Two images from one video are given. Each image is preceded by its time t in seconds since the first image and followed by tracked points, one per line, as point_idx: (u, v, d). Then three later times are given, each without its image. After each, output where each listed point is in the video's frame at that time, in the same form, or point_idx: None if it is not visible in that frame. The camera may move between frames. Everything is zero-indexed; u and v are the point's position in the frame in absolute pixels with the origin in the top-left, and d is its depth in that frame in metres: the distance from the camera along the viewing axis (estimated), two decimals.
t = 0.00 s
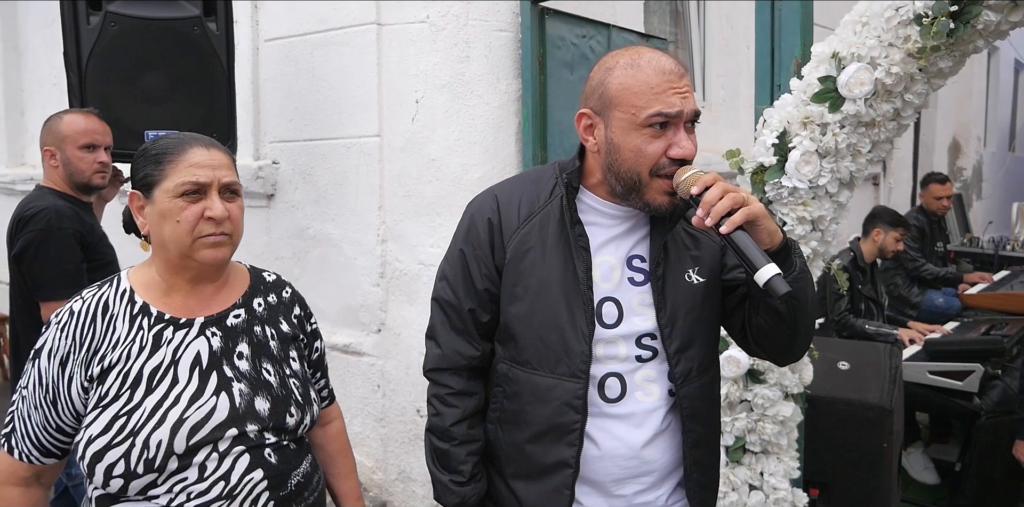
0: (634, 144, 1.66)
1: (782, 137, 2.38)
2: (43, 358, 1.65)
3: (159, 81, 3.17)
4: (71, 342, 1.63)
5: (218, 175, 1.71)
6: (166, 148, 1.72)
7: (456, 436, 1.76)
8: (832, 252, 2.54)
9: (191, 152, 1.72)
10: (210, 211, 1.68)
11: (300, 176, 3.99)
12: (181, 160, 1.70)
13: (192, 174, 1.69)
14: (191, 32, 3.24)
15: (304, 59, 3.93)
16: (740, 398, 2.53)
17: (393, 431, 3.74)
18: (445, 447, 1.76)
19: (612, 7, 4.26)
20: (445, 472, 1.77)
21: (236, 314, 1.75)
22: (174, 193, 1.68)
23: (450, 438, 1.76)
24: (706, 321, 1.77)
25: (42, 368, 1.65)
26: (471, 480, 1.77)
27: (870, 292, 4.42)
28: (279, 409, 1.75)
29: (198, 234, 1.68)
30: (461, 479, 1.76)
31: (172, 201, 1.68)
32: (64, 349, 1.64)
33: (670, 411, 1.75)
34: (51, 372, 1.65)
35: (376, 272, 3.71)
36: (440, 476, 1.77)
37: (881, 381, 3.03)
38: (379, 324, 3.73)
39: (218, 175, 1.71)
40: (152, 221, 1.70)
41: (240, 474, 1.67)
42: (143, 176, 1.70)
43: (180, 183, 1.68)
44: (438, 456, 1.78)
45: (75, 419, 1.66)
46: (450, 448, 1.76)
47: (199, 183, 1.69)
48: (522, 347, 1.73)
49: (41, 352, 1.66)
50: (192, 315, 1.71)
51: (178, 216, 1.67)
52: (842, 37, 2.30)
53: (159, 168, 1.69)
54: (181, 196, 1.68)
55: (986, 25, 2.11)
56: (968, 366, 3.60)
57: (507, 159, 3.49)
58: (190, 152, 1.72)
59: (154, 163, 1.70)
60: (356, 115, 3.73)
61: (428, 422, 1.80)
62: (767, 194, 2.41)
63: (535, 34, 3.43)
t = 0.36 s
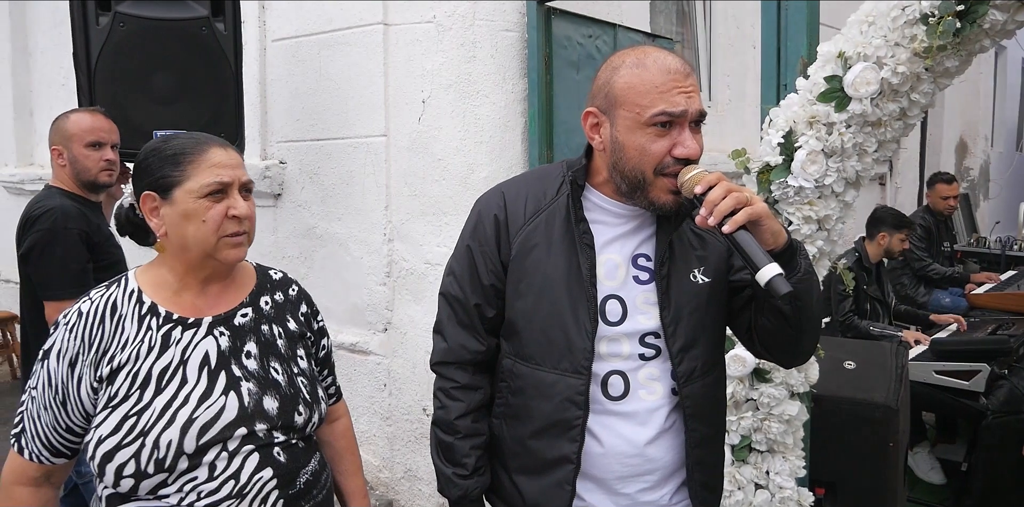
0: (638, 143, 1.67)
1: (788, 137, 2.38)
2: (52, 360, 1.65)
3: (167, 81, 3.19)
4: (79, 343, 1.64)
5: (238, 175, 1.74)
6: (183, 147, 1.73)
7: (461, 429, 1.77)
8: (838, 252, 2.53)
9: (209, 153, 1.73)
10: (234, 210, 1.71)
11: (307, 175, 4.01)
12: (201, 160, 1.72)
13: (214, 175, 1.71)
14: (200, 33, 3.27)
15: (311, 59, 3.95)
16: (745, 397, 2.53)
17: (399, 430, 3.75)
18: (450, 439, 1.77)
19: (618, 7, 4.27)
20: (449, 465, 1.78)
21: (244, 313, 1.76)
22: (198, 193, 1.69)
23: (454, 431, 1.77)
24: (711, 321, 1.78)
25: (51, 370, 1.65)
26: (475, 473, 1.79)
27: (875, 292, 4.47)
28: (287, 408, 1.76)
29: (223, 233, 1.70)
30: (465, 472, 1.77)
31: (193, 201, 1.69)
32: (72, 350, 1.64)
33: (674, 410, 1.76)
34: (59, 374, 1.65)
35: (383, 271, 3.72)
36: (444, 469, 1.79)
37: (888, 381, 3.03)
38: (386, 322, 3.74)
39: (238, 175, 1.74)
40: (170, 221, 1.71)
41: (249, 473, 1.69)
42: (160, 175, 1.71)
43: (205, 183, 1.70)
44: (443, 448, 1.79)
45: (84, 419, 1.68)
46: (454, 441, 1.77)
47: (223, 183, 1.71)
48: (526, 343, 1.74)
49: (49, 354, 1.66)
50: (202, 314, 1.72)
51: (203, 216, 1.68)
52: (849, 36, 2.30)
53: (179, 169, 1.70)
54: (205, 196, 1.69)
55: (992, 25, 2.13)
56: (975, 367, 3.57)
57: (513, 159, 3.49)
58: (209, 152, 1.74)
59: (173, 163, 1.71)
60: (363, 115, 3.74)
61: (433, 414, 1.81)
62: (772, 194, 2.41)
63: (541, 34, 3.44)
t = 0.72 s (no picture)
0: (647, 138, 1.66)
1: (795, 134, 2.37)
2: (59, 354, 1.66)
3: (171, 79, 3.19)
4: (87, 338, 1.65)
5: (243, 175, 1.73)
6: (190, 145, 1.73)
7: (466, 424, 1.76)
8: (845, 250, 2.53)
9: (216, 151, 1.73)
10: (236, 210, 1.70)
11: (311, 174, 4.01)
12: (208, 158, 1.71)
13: (220, 174, 1.70)
14: (204, 31, 3.25)
15: (315, 58, 3.95)
16: (751, 396, 2.53)
17: (404, 429, 3.75)
18: (454, 435, 1.77)
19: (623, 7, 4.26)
20: (452, 460, 1.77)
21: (251, 309, 1.76)
22: (199, 192, 1.69)
23: (458, 426, 1.77)
24: (718, 320, 1.77)
25: (58, 364, 1.66)
26: (479, 469, 1.78)
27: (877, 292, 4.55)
28: (295, 404, 1.76)
29: (223, 233, 1.69)
30: (469, 468, 1.76)
31: (198, 199, 1.69)
32: (80, 344, 1.65)
33: (680, 407, 1.75)
34: (67, 368, 1.65)
35: (387, 270, 3.72)
36: (448, 464, 1.78)
37: (893, 381, 3.01)
38: (390, 321, 3.74)
39: (243, 175, 1.74)
40: (174, 219, 1.71)
41: (258, 469, 1.68)
42: (166, 172, 1.71)
43: (207, 182, 1.69)
44: (447, 444, 1.79)
45: (91, 415, 1.68)
46: (458, 436, 1.77)
47: (226, 183, 1.70)
48: (533, 338, 1.74)
49: (56, 348, 1.67)
50: (208, 309, 1.72)
51: (205, 216, 1.68)
52: (855, 33, 2.29)
53: (185, 166, 1.70)
54: (206, 195, 1.69)
55: (1000, 22, 2.12)
56: (982, 366, 3.58)
57: (518, 157, 3.50)
58: (215, 151, 1.73)
59: (178, 160, 1.71)
60: (368, 114, 3.74)
61: (439, 410, 1.80)
62: (779, 192, 2.40)
63: (547, 33, 3.43)
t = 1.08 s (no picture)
0: (653, 139, 1.65)
1: (798, 134, 2.36)
2: (64, 354, 1.66)
3: (176, 79, 3.20)
4: (92, 337, 1.65)
5: (256, 177, 1.74)
6: (204, 147, 1.72)
7: (472, 429, 1.76)
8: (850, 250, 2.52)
9: (230, 153, 1.73)
10: (250, 213, 1.70)
11: (314, 175, 4.01)
12: (222, 159, 1.71)
13: (235, 175, 1.70)
14: (208, 31, 3.24)
15: (319, 58, 3.95)
16: (755, 397, 2.53)
17: (407, 429, 3.75)
18: (460, 439, 1.77)
19: (626, 7, 4.26)
20: (459, 465, 1.77)
21: (256, 309, 1.76)
22: (214, 194, 1.68)
23: (464, 431, 1.77)
24: (724, 319, 1.77)
25: (63, 363, 1.66)
26: (486, 473, 1.78)
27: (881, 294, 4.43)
28: (299, 404, 1.76)
29: (237, 235, 1.69)
30: (476, 473, 1.76)
31: (211, 200, 1.68)
32: (84, 344, 1.65)
33: (686, 409, 1.75)
34: (71, 368, 1.66)
35: (390, 270, 3.72)
36: (455, 469, 1.78)
37: (898, 381, 3.01)
38: (393, 322, 3.74)
39: (256, 178, 1.74)
40: (186, 220, 1.69)
41: (262, 470, 1.68)
42: (178, 173, 1.70)
43: (222, 184, 1.69)
44: (454, 448, 1.79)
45: (95, 414, 1.68)
46: (465, 441, 1.77)
47: (241, 185, 1.70)
48: (538, 341, 1.74)
49: (61, 348, 1.67)
50: (214, 310, 1.72)
51: (218, 217, 1.67)
52: (860, 34, 2.28)
53: (199, 168, 1.69)
54: (220, 197, 1.68)
55: (1006, 22, 2.13)
56: (986, 367, 3.56)
57: (522, 157, 3.49)
58: (230, 153, 1.73)
59: (192, 161, 1.70)
60: (371, 114, 3.74)
61: (444, 415, 1.80)
62: (783, 192, 2.39)
63: (550, 33, 3.42)
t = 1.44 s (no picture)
0: (657, 138, 1.65)
1: (804, 134, 2.35)
2: (74, 353, 1.63)
3: (180, 80, 3.19)
4: (102, 336, 1.62)
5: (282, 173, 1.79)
6: (232, 140, 1.75)
7: (479, 429, 1.76)
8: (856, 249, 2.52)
9: (257, 148, 1.78)
10: (283, 204, 1.76)
11: (318, 174, 4.01)
12: (253, 153, 1.75)
13: (268, 168, 1.75)
14: (213, 30, 3.24)
15: (323, 57, 3.94)
16: (760, 397, 2.52)
17: (410, 429, 3.75)
18: (468, 440, 1.77)
19: (630, 6, 4.25)
20: (467, 466, 1.77)
21: (264, 306, 1.77)
22: (253, 185, 1.72)
23: (471, 432, 1.77)
24: (730, 318, 1.76)
25: (73, 363, 1.63)
26: (493, 474, 1.77)
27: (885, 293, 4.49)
28: (309, 400, 1.77)
29: (273, 225, 1.74)
30: (483, 473, 1.76)
31: (248, 191, 1.71)
32: (95, 343, 1.62)
33: (693, 409, 1.74)
34: (82, 366, 1.63)
35: (394, 270, 3.72)
36: (463, 470, 1.78)
37: (904, 381, 3.00)
38: (397, 321, 3.74)
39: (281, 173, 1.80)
40: (223, 212, 1.71)
41: (277, 465, 1.69)
42: (212, 165, 1.70)
43: (259, 176, 1.73)
44: (461, 449, 1.78)
45: (106, 413, 1.65)
46: (472, 442, 1.76)
47: (274, 178, 1.76)
48: (545, 341, 1.73)
49: (70, 346, 1.64)
50: (226, 306, 1.72)
51: (259, 207, 1.72)
52: (866, 32, 2.28)
53: (235, 161, 1.72)
54: (258, 188, 1.73)
55: (1014, 19, 2.11)
56: (991, 367, 3.56)
57: (526, 157, 3.49)
58: (257, 148, 1.78)
59: (225, 154, 1.72)
60: (375, 113, 3.74)
61: (451, 416, 1.80)
62: (789, 191, 2.39)
63: (554, 32, 3.42)
